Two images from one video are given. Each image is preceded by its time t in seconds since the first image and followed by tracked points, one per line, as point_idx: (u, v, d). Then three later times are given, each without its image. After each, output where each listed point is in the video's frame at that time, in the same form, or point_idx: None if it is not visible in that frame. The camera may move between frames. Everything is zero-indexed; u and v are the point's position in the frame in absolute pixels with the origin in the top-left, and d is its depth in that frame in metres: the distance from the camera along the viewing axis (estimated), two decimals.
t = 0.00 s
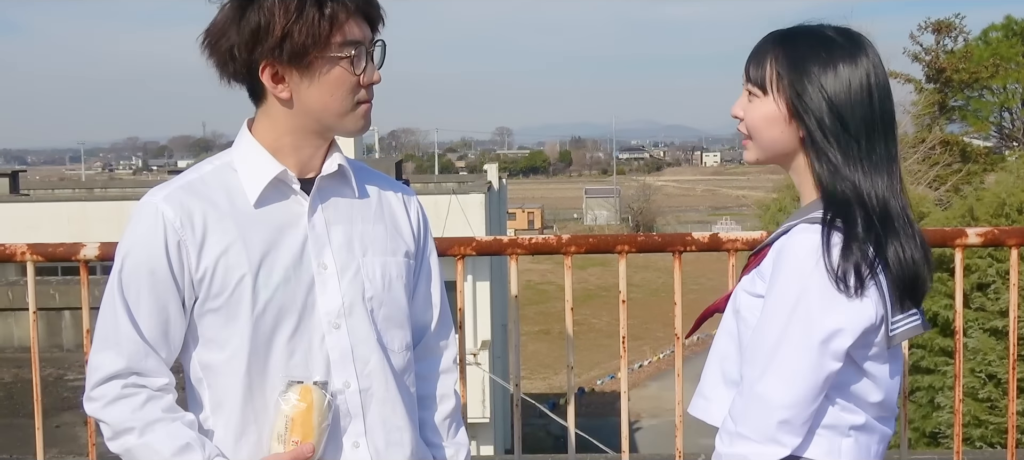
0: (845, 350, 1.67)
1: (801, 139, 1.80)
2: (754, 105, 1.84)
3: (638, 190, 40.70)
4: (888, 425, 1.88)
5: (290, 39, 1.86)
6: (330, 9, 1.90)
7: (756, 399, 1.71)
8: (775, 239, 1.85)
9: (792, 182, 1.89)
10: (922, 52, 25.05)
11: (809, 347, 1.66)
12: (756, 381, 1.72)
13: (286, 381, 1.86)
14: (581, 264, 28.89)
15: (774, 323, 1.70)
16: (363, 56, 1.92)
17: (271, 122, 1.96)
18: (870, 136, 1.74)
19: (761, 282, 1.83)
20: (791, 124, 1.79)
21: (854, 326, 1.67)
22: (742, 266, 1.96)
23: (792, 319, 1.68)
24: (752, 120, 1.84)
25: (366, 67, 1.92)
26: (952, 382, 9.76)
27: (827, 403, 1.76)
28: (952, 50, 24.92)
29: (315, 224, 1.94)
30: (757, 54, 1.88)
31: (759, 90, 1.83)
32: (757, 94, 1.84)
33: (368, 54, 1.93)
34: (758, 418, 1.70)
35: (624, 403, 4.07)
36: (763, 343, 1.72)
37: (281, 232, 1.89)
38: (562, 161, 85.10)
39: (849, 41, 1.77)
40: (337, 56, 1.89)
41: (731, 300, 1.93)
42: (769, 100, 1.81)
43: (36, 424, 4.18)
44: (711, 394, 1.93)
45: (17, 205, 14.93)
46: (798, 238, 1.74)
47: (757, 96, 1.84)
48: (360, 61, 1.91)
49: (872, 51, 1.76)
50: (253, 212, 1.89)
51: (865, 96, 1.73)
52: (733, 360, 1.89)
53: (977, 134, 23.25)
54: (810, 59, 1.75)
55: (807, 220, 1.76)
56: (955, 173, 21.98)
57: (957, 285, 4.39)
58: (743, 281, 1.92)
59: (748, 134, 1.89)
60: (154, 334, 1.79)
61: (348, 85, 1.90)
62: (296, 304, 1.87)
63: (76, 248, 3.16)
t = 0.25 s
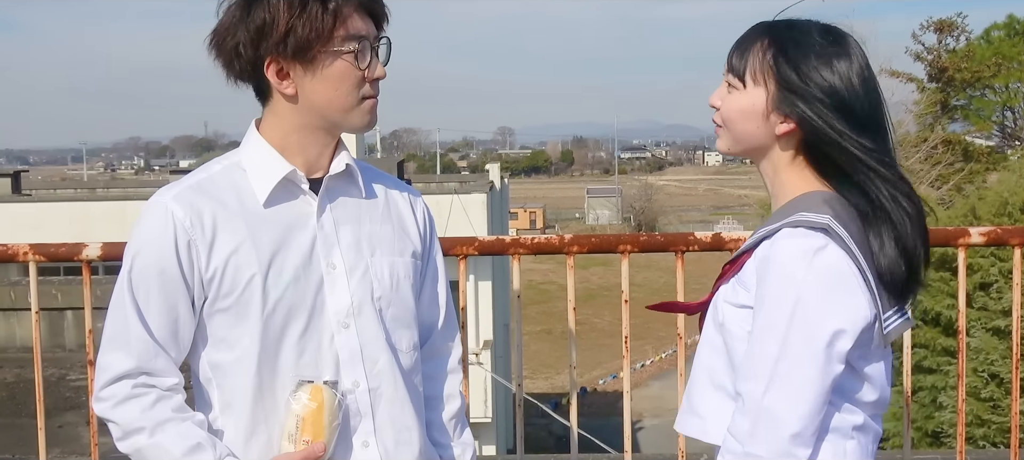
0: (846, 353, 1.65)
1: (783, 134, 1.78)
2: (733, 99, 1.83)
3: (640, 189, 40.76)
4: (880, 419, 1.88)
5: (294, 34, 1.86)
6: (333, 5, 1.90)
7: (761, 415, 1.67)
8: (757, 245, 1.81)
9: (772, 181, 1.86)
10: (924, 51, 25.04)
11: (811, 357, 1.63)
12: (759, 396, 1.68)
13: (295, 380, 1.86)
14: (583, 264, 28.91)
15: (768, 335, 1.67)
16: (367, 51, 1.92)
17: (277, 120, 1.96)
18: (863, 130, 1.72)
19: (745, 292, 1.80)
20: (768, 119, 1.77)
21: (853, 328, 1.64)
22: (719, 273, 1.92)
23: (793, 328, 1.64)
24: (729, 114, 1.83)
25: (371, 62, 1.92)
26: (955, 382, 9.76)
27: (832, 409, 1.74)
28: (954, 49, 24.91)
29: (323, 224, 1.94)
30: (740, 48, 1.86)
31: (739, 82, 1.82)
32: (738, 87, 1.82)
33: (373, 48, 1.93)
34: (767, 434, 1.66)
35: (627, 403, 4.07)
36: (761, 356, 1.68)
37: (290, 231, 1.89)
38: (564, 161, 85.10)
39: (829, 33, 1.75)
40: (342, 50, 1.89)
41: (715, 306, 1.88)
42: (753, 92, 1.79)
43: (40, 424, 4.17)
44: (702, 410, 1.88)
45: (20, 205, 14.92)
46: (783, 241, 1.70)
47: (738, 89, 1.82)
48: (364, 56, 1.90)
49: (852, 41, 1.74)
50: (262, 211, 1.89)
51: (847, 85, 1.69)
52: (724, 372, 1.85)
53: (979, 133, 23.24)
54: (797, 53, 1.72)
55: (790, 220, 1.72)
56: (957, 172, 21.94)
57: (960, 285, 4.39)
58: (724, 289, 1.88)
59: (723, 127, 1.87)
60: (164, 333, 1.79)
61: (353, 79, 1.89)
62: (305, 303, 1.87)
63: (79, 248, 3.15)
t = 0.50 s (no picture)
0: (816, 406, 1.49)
1: (719, 174, 1.63)
2: (654, 154, 1.66)
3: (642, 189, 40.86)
4: None
5: (283, 26, 1.87)
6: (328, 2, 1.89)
7: None
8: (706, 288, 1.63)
9: (708, 223, 1.72)
10: (927, 50, 25.00)
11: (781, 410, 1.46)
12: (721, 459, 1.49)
13: (304, 378, 1.86)
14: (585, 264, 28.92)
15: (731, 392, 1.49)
16: (362, 49, 1.90)
17: (281, 117, 1.97)
18: (791, 155, 1.62)
19: (693, 336, 1.62)
20: (701, 164, 1.62)
21: (823, 377, 1.50)
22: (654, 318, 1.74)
23: (764, 384, 1.47)
24: (657, 173, 1.65)
25: (364, 59, 1.89)
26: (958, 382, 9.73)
27: None
28: (957, 48, 24.89)
29: (331, 224, 1.95)
30: (640, 95, 1.70)
31: (659, 136, 1.65)
32: (656, 140, 1.66)
33: (367, 47, 1.90)
34: None
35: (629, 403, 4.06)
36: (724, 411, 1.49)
37: (298, 230, 1.89)
38: (566, 161, 85.20)
39: (726, 50, 1.62)
40: (332, 46, 1.87)
41: (657, 352, 1.69)
42: (679, 145, 1.62)
43: (43, 424, 4.15)
44: None
45: (23, 204, 14.93)
46: (742, 284, 1.54)
47: (655, 143, 1.66)
48: (358, 54, 1.88)
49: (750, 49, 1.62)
50: (270, 210, 1.89)
51: (764, 103, 1.57)
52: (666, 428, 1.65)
53: (983, 132, 23.21)
54: (702, 83, 1.59)
55: (748, 259, 1.56)
56: (960, 172, 21.97)
57: (964, 284, 4.38)
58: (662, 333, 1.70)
59: (652, 187, 1.69)
60: (173, 332, 1.78)
61: (345, 77, 1.86)
62: (314, 302, 1.87)
63: (82, 248, 3.14)
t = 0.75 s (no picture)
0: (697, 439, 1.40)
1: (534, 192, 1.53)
2: (458, 180, 1.55)
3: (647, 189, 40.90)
4: None
5: (263, 25, 1.91)
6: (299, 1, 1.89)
7: None
8: (551, 329, 1.51)
9: (532, 248, 1.61)
10: (932, 50, 24.97)
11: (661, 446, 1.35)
12: None
13: (308, 376, 1.85)
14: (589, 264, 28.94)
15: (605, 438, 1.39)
16: (329, 50, 1.89)
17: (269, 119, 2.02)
18: (605, 162, 1.51)
19: (548, 385, 1.50)
20: (513, 183, 1.52)
21: (698, 403, 1.40)
22: (496, 366, 1.62)
23: (640, 429, 1.35)
24: (464, 200, 1.54)
25: (330, 62, 1.88)
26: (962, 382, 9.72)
27: None
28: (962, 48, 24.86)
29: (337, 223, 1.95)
30: (431, 119, 1.59)
31: (461, 162, 1.54)
32: (456, 166, 1.55)
33: (338, 49, 1.89)
34: None
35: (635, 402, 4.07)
36: None
37: (303, 228, 1.89)
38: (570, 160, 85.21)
39: (522, 56, 1.52)
40: (300, 49, 1.88)
41: (508, 410, 1.57)
42: (481, 166, 1.52)
43: (48, 423, 4.14)
44: None
45: (27, 203, 14.93)
46: (597, 321, 1.45)
47: (457, 168, 1.55)
48: (323, 58, 1.88)
49: (551, 54, 1.52)
50: (275, 208, 1.88)
51: (574, 110, 1.47)
52: None
53: (987, 132, 23.18)
54: (502, 99, 1.48)
55: (598, 292, 1.47)
56: (965, 171, 22.14)
57: (971, 284, 4.37)
58: (510, 383, 1.58)
59: (464, 219, 1.57)
60: (177, 328, 1.76)
61: (307, 81, 1.87)
62: (319, 302, 1.87)
63: (88, 247, 3.15)
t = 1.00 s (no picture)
0: None
1: (192, 239, 1.23)
2: (107, 236, 1.25)
3: (653, 188, 40.94)
4: None
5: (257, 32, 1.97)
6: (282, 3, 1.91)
7: None
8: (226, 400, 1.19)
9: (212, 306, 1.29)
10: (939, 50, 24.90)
11: None
12: None
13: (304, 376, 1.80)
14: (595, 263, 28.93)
15: None
16: (295, 45, 1.86)
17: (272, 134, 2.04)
18: (277, 196, 1.23)
19: None
20: (162, 230, 1.22)
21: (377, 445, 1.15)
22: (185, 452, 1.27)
23: None
24: (115, 257, 1.24)
25: (294, 58, 1.84)
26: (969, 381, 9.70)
27: None
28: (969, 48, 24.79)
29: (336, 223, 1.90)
30: (71, 172, 1.29)
31: (106, 216, 1.25)
32: (104, 220, 1.26)
33: (304, 44, 1.85)
34: None
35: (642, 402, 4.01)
36: None
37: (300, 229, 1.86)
38: (574, 159, 85.25)
39: (172, 85, 1.26)
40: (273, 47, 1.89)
41: None
42: (123, 217, 1.23)
43: (55, 422, 4.13)
44: None
45: (34, 201, 14.94)
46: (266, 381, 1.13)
47: (105, 222, 1.25)
48: (287, 54, 1.85)
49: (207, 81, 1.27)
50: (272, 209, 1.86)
51: (231, 137, 1.21)
52: None
53: (994, 132, 23.08)
54: (136, 142, 1.20)
55: (269, 344, 1.17)
56: (971, 171, 22.19)
57: (978, 284, 4.36)
58: None
59: (123, 279, 1.26)
60: (174, 325, 1.78)
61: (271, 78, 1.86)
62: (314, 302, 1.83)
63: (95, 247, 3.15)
